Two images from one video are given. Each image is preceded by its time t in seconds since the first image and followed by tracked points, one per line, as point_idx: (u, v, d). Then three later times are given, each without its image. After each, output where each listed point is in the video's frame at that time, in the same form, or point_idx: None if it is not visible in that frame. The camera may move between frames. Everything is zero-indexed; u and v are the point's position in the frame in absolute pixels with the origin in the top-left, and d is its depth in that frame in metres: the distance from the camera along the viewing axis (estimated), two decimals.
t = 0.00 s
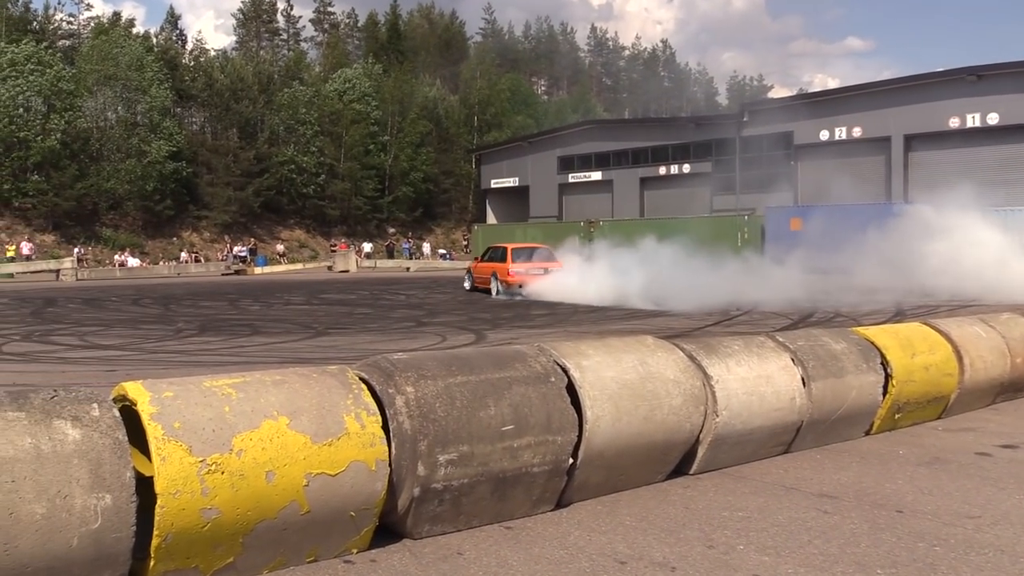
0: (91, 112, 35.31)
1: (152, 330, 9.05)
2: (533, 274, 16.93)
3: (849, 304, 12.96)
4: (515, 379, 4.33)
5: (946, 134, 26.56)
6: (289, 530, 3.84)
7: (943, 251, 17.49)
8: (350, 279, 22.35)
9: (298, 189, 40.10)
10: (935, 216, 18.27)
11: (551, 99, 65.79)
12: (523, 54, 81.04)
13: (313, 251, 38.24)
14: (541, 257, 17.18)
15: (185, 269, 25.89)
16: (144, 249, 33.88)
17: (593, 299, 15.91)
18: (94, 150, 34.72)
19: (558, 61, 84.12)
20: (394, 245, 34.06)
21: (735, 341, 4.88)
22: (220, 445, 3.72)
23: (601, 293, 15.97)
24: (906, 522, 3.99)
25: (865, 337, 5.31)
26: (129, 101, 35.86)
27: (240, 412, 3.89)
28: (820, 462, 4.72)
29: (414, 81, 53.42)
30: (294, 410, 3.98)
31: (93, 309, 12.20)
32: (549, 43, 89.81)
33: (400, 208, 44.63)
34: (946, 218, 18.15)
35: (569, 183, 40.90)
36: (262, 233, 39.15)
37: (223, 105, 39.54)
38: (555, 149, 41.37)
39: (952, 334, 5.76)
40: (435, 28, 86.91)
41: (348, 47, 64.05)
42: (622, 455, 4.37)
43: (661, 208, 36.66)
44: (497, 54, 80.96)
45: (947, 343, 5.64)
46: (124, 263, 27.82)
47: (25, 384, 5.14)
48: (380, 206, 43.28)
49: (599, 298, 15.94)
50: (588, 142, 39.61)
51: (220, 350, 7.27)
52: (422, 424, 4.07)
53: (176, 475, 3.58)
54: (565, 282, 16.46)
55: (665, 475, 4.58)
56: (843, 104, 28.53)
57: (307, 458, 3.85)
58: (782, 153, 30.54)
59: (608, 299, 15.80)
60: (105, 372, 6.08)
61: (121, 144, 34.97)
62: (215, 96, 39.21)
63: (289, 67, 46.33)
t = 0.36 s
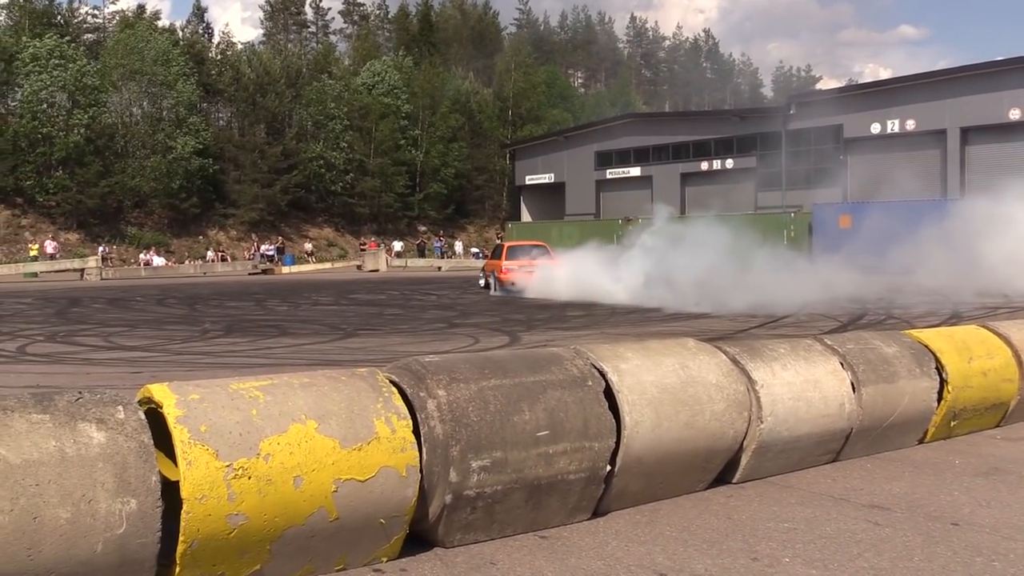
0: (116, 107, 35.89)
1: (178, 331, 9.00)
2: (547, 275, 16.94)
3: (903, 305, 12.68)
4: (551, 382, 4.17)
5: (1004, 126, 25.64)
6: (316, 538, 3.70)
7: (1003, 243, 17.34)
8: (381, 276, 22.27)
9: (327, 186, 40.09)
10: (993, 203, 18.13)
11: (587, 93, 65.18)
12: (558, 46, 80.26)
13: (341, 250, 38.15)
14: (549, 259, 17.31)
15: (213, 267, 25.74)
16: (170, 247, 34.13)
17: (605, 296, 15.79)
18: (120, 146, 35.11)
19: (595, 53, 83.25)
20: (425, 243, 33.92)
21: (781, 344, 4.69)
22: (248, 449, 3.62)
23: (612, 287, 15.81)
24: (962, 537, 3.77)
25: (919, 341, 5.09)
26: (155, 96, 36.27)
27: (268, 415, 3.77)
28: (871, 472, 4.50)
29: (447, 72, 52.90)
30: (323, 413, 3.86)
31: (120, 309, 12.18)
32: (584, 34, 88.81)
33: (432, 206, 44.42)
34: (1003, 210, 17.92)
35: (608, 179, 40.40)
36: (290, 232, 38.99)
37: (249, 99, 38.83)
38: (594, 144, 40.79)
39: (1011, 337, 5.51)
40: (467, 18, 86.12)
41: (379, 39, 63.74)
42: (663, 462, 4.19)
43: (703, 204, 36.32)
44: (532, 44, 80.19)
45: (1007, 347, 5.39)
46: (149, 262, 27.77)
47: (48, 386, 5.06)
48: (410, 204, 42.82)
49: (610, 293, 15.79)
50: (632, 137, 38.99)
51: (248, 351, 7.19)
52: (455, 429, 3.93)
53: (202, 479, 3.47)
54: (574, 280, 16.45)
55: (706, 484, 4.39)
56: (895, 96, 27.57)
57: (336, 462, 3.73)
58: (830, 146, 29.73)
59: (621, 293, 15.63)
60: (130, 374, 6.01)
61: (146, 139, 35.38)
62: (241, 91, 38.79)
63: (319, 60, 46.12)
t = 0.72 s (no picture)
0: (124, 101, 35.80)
1: (186, 332, 8.89)
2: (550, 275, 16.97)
3: (936, 305, 12.50)
4: (570, 385, 4.03)
5: None
6: (329, 545, 3.58)
7: None
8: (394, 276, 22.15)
9: (340, 183, 39.84)
10: None
11: (607, 88, 64.62)
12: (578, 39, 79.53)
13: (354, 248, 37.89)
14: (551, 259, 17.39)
15: (222, 267, 25.60)
16: (178, 246, 33.79)
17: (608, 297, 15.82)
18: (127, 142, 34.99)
19: (615, 45, 82.41)
20: (440, 242, 33.75)
21: (809, 346, 4.53)
22: (258, 454, 3.50)
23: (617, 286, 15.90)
24: (998, 548, 3.61)
25: (953, 343, 4.92)
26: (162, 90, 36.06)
27: (278, 419, 3.66)
28: (902, 480, 4.34)
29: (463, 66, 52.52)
30: (335, 417, 3.74)
31: (128, 309, 12.10)
32: (603, 26, 87.97)
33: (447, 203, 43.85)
34: None
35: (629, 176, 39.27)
36: (301, 230, 38.74)
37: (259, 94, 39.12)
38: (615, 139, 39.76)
39: None
40: (483, 9, 85.36)
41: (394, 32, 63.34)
42: (686, 469, 4.05)
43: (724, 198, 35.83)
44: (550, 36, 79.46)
45: None
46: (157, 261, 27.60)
47: (53, 388, 4.95)
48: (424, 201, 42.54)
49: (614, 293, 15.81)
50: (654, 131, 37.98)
51: (257, 353, 7.08)
52: (471, 432, 3.80)
53: (211, 484, 3.37)
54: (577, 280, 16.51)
55: (731, 491, 4.24)
56: (917, 91, 27.48)
57: (349, 468, 3.61)
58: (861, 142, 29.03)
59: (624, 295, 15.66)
60: (136, 376, 5.91)
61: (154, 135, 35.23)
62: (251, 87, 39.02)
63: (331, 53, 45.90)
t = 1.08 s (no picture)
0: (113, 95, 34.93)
1: (177, 334, 8.76)
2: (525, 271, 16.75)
3: (953, 304, 12.33)
4: (574, 389, 3.90)
5: None
6: (324, 554, 3.46)
7: None
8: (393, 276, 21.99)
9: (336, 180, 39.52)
10: None
11: (611, 81, 64.12)
12: (582, 30, 78.91)
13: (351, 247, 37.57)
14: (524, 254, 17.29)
15: (215, 267, 25.41)
16: (169, 245, 33.61)
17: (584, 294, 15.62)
18: (116, 138, 34.26)
19: (620, 37, 81.76)
20: (439, 240, 33.56)
21: (821, 348, 4.41)
22: (251, 459, 3.38)
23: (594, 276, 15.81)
24: (1017, 556, 3.49)
25: (970, 346, 4.80)
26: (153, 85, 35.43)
27: (273, 423, 3.53)
28: (916, 486, 4.21)
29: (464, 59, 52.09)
30: (332, 421, 3.62)
31: (120, 310, 11.98)
32: (607, 17, 87.28)
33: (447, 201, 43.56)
34: None
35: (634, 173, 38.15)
36: (297, 228, 38.66)
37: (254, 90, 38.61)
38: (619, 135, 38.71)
39: None
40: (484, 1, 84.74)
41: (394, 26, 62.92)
42: (694, 475, 3.91)
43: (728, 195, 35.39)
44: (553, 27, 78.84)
45: None
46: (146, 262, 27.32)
47: (41, 393, 4.83)
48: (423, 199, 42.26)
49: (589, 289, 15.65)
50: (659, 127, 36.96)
51: (251, 356, 6.96)
52: (471, 437, 3.67)
53: (203, 491, 3.25)
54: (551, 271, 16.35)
55: (740, 498, 4.10)
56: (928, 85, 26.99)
57: (345, 473, 3.49)
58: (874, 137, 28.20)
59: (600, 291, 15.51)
60: (126, 380, 5.80)
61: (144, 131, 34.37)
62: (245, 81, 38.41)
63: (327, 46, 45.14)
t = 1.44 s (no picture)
0: (98, 88, 34.19)
1: (165, 336, 8.64)
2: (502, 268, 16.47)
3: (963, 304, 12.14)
4: (574, 393, 3.78)
5: None
6: (318, 563, 3.34)
7: None
8: (388, 275, 21.85)
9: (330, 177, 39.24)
10: None
11: (613, 74, 63.65)
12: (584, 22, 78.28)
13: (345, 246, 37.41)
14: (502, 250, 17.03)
15: (204, 267, 25.20)
16: (157, 244, 33.12)
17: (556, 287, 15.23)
18: (101, 134, 33.59)
19: (621, 28, 81.11)
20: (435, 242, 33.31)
21: (829, 351, 4.29)
22: (241, 465, 3.27)
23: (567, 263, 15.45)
24: None
25: (982, 347, 4.69)
26: (139, 78, 34.54)
27: (264, 429, 3.42)
28: (930, 493, 4.09)
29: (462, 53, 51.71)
30: (325, 426, 3.50)
31: (107, 311, 11.85)
32: (608, 9, 86.63)
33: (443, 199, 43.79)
34: None
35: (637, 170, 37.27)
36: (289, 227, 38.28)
37: (245, 83, 38.35)
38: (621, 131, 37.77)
39: None
40: None
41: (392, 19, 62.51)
42: (698, 481, 3.79)
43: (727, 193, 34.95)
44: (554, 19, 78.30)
45: None
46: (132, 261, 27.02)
47: (25, 396, 4.72)
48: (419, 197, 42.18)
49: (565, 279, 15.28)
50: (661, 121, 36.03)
51: (242, 358, 6.86)
52: (469, 442, 3.55)
53: (192, 498, 3.15)
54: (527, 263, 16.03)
55: (746, 505, 3.98)
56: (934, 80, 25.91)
57: (340, 480, 3.38)
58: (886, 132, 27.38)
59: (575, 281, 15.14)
60: (112, 383, 5.68)
61: (132, 127, 33.80)
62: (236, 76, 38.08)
63: (319, 38, 44.01)
